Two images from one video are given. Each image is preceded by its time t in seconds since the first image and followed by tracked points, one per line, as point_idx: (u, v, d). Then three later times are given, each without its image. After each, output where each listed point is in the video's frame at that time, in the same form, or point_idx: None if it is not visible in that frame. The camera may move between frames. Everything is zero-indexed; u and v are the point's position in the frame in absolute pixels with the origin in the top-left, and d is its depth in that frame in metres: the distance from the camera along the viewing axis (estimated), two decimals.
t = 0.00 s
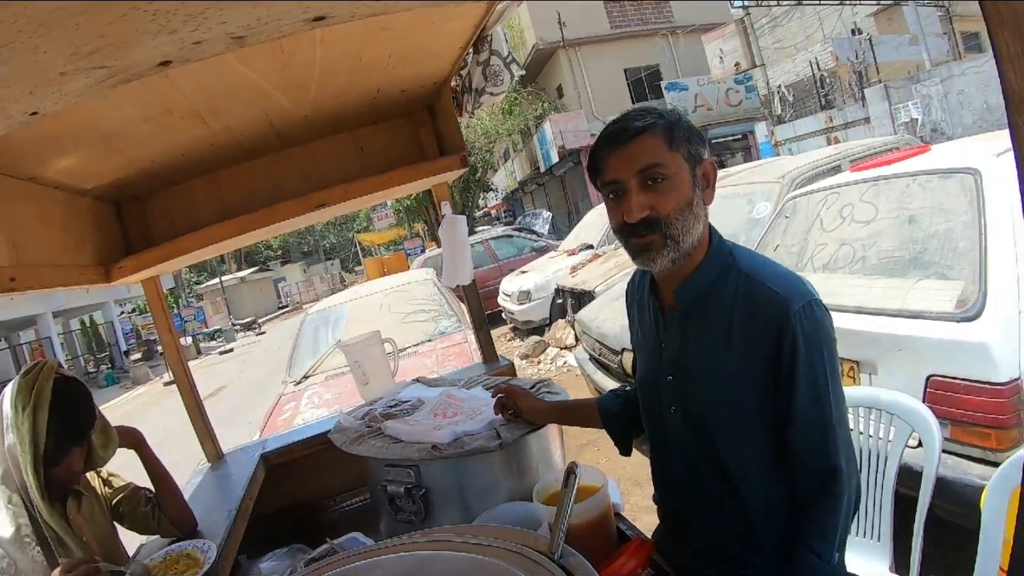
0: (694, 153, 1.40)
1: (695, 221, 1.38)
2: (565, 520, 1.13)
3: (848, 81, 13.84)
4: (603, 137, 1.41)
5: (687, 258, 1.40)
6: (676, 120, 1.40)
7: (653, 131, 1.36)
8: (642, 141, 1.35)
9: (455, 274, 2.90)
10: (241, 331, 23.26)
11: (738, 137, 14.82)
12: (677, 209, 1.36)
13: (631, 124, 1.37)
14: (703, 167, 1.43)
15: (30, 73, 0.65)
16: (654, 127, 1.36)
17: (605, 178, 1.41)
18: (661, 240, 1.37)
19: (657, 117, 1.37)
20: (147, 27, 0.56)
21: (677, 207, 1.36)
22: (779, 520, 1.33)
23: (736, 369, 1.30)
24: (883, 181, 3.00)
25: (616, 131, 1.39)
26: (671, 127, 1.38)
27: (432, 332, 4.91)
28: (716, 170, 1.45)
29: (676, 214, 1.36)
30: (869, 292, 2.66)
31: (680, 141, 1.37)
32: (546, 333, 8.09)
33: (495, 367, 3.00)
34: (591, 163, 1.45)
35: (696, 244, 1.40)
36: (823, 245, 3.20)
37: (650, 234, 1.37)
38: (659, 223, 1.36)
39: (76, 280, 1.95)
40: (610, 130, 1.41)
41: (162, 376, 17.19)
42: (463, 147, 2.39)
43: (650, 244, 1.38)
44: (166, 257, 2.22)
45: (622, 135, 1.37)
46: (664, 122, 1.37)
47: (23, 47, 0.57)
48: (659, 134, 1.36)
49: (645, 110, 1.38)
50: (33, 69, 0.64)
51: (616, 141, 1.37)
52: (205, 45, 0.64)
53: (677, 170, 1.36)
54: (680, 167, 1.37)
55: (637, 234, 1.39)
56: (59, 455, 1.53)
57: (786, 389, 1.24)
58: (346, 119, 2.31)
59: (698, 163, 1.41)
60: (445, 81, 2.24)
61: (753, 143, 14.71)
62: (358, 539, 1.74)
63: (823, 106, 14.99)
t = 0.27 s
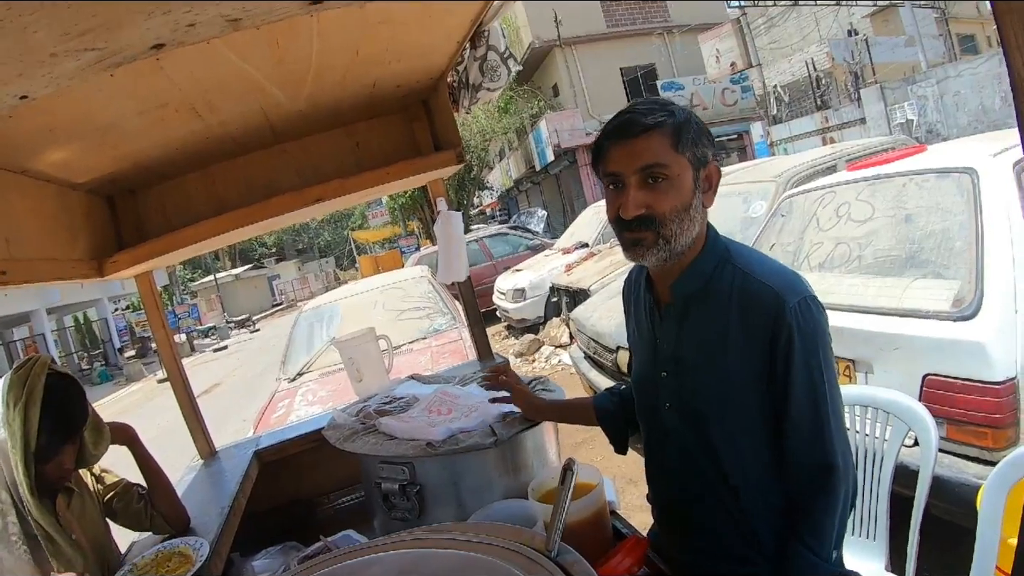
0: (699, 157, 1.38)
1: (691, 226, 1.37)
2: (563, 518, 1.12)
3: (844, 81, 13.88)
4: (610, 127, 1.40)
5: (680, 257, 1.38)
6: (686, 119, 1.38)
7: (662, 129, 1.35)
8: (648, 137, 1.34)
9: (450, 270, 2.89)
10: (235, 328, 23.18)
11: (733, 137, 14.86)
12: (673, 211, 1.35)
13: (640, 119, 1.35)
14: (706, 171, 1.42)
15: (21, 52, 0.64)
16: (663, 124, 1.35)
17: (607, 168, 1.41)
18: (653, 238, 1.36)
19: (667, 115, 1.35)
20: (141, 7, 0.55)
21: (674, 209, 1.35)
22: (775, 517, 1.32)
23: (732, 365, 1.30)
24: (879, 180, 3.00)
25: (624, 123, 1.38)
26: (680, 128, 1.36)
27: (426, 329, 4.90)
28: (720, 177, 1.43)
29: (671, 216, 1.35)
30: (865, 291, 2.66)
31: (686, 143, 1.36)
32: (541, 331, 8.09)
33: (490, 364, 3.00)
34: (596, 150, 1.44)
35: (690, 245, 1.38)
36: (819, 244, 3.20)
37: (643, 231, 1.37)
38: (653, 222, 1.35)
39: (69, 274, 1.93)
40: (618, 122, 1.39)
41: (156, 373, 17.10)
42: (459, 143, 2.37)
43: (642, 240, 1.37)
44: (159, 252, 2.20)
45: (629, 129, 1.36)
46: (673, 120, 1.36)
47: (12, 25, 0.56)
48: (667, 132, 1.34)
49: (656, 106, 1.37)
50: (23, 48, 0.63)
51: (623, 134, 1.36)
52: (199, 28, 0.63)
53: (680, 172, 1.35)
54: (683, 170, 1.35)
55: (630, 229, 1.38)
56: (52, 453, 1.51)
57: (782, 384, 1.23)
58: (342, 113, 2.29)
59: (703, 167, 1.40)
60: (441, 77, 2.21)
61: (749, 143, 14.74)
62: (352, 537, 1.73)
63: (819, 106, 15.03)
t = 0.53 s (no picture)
0: (705, 152, 1.39)
1: (697, 220, 1.38)
2: (552, 516, 1.12)
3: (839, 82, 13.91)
4: (617, 120, 1.38)
5: (684, 253, 1.38)
6: (693, 114, 1.38)
7: (671, 123, 1.34)
8: (657, 130, 1.33)
9: (444, 266, 2.88)
10: (228, 324, 23.10)
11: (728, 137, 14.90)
12: (682, 205, 1.35)
13: (649, 112, 1.34)
14: (711, 167, 1.42)
15: (8, 41, 0.63)
16: (672, 119, 1.34)
17: (613, 161, 1.39)
18: (662, 234, 1.36)
19: (676, 109, 1.35)
20: None
21: (682, 203, 1.35)
22: (766, 516, 1.33)
23: (728, 365, 1.30)
24: (874, 180, 3.01)
25: (632, 116, 1.36)
26: (688, 121, 1.36)
27: (420, 326, 4.89)
28: (724, 172, 1.44)
29: (680, 210, 1.35)
30: (858, 290, 2.67)
31: (694, 137, 1.36)
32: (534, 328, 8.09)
33: (484, 361, 2.99)
34: (602, 143, 1.43)
35: (695, 242, 1.39)
36: (813, 243, 3.21)
37: (652, 226, 1.36)
38: (662, 217, 1.35)
39: (61, 269, 1.91)
40: (626, 114, 1.38)
41: (148, 369, 17.02)
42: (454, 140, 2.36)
43: (650, 236, 1.37)
44: (151, 246, 2.19)
45: (637, 122, 1.35)
46: (682, 115, 1.35)
47: None
48: (676, 127, 1.34)
49: (665, 101, 1.36)
50: (12, 38, 0.62)
51: (632, 127, 1.35)
52: (191, 18, 0.62)
53: (688, 166, 1.35)
54: (691, 164, 1.35)
55: (638, 223, 1.37)
56: (41, 445, 1.50)
57: (778, 383, 1.23)
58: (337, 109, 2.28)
59: (708, 162, 1.41)
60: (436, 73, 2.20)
61: (744, 142, 14.78)
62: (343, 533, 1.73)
63: (814, 106, 15.08)
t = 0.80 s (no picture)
0: (695, 149, 1.39)
1: (691, 217, 1.38)
2: (545, 513, 1.11)
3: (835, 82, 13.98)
4: (606, 121, 1.38)
5: (678, 250, 1.39)
6: (682, 112, 1.38)
7: (661, 122, 1.34)
8: (648, 130, 1.34)
9: (439, 263, 2.88)
10: (223, 320, 23.02)
11: (724, 136, 14.96)
12: (675, 203, 1.35)
13: (639, 113, 1.34)
14: (701, 164, 1.43)
15: (4, 33, 0.63)
16: (661, 118, 1.34)
17: (605, 162, 1.40)
18: (656, 232, 1.36)
19: (664, 109, 1.35)
20: None
21: (675, 201, 1.36)
22: (762, 511, 1.33)
23: (721, 360, 1.30)
24: (869, 180, 3.03)
25: (621, 116, 1.37)
26: (678, 120, 1.36)
27: (414, 323, 4.88)
28: (714, 168, 1.45)
29: (673, 209, 1.35)
30: (852, 290, 2.68)
31: (684, 135, 1.36)
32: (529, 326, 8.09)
33: (478, 358, 2.99)
34: (592, 144, 1.42)
35: (689, 239, 1.39)
36: (808, 242, 3.22)
37: (646, 225, 1.37)
38: (656, 215, 1.35)
39: (55, 264, 1.90)
40: (614, 115, 1.38)
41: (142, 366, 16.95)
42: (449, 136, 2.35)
43: (644, 235, 1.37)
44: (145, 241, 2.17)
45: (628, 122, 1.35)
46: (671, 114, 1.36)
47: None
48: (666, 126, 1.34)
49: (653, 100, 1.36)
50: (8, 30, 0.62)
51: (622, 128, 1.35)
52: (189, 11, 0.61)
53: (679, 164, 1.35)
54: (683, 162, 1.36)
55: (633, 223, 1.38)
56: (35, 438, 1.50)
57: (771, 379, 1.24)
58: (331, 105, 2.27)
59: (698, 159, 1.41)
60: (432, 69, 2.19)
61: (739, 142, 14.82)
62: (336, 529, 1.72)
63: (809, 106, 15.16)
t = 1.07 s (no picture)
0: (685, 149, 1.40)
1: (679, 217, 1.39)
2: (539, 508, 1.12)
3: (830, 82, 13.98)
4: (595, 120, 1.39)
5: (667, 249, 1.40)
6: (672, 112, 1.39)
7: (650, 122, 1.35)
8: (636, 130, 1.34)
9: (433, 260, 2.88)
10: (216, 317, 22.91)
11: (719, 135, 14.96)
12: (663, 202, 1.36)
13: (628, 112, 1.35)
14: (691, 163, 1.43)
15: None
16: (650, 118, 1.35)
17: (594, 161, 1.40)
18: (643, 231, 1.37)
19: (654, 108, 1.36)
20: None
21: (663, 201, 1.36)
22: (752, 507, 1.34)
23: (711, 357, 1.31)
24: (863, 179, 3.04)
25: (610, 115, 1.37)
26: (668, 120, 1.37)
27: (408, 321, 4.88)
28: (704, 167, 1.45)
29: (661, 208, 1.36)
30: (846, 289, 2.69)
31: (674, 136, 1.37)
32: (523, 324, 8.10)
33: (472, 356, 2.99)
34: (582, 143, 1.43)
35: (677, 238, 1.40)
36: (801, 241, 3.24)
37: (634, 223, 1.37)
38: (644, 214, 1.36)
39: (49, 259, 1.89)
40: (604, 114, 1.38)
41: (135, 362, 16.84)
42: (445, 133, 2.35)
43: (631, 233, 1.38)
44: (138, 237, 2.16)
45: (617, 122, 1.35)
46: (660, 114, 1.36)
47: None
48: (655, 126, 1.35)
49: (643, 99, 1.36)
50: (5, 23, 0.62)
51: (611, 127, 1.35)
52: (186, 6, 0.61)
53: (668, 164, 1.36)
54: (672, 162, 1.36)
55: (619, 221, 1.39)
56: (29, 431, 1.49)
57: (759, 376, 1.25)
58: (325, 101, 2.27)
59: (688, 159, 1.42)
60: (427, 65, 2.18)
61: (734, 141, 14.84)
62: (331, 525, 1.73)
63: (804, 106, 15.17)
